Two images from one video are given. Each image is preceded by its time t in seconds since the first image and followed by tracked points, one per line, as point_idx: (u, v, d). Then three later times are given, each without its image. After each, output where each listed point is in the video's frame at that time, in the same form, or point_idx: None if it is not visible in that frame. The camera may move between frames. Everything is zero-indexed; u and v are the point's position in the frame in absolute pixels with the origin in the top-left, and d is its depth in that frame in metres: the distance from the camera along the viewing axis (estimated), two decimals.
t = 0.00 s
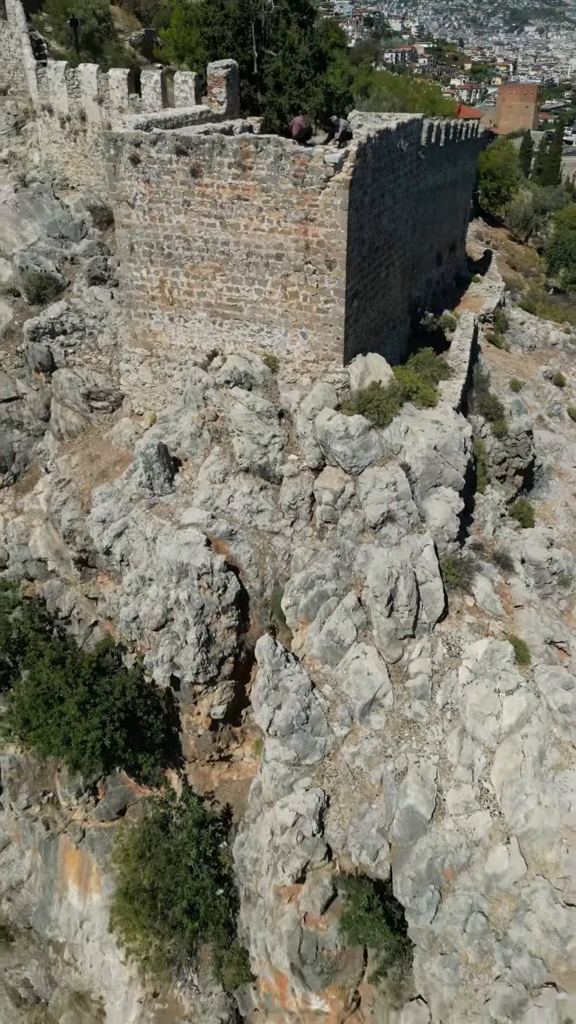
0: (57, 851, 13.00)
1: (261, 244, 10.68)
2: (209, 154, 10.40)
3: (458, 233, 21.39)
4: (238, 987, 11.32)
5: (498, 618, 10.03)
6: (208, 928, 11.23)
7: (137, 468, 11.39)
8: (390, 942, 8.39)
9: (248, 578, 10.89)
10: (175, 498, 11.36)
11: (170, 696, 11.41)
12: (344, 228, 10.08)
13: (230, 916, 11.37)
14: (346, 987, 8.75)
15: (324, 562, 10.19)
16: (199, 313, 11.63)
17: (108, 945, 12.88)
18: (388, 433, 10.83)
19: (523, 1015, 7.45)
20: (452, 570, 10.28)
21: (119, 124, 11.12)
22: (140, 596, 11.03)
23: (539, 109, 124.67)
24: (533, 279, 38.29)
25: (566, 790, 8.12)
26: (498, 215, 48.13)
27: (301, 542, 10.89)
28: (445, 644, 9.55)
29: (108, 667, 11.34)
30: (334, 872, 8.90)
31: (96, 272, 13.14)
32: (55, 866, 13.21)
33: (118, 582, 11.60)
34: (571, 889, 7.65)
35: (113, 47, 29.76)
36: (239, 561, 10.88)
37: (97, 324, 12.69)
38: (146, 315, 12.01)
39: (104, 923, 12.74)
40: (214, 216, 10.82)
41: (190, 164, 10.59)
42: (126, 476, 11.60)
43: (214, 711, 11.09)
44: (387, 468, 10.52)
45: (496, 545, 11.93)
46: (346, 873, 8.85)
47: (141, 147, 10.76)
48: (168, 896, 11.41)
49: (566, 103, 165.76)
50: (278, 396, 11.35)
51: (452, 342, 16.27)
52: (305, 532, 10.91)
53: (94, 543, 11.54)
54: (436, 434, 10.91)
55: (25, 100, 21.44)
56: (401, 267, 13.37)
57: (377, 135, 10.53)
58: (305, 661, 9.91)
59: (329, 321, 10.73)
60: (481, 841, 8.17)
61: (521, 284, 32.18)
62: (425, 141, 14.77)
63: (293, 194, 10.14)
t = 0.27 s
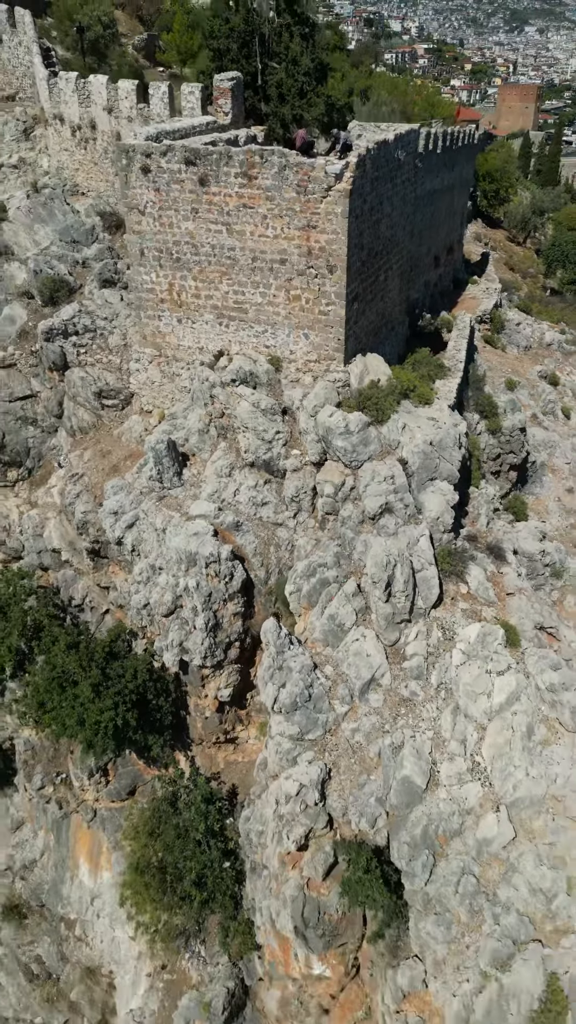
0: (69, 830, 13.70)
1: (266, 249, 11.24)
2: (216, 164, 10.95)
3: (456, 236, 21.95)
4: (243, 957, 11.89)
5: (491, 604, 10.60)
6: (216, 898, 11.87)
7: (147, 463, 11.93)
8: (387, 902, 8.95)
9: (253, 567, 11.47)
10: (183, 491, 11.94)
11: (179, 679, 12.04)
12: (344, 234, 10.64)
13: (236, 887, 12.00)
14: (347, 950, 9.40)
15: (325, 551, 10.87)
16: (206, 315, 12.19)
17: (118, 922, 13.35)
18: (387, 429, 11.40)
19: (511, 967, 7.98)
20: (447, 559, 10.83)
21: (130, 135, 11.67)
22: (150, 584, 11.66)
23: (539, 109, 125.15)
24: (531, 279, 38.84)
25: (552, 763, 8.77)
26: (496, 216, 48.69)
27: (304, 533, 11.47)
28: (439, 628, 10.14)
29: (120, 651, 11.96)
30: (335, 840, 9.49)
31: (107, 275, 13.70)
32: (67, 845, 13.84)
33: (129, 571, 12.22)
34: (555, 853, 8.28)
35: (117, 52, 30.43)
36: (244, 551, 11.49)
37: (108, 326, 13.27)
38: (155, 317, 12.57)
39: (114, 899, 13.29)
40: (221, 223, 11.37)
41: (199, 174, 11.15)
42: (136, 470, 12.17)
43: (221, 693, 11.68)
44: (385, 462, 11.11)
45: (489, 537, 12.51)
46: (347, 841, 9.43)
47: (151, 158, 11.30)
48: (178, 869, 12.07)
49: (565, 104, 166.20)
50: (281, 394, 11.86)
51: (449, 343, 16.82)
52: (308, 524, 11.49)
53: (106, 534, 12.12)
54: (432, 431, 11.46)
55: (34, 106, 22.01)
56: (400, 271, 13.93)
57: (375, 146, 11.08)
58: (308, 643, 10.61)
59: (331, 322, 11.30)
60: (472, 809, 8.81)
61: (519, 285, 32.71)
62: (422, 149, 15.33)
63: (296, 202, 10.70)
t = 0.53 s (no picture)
0: (81, 814, 14.35)
1: (270, 260, 11.86)
2: (224, 180, 11.57)
3: (453, 242, 22.56)
4: (248, 931, 12.59)
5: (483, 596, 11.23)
6: (223, 875, 12.58)
7: (158, 462, 12.58)
8: (385, 872, 9.65)
9: (258, 561, 12.17)
10: (192, 489, 12.60)
11: (188, 667, 12.81)
12: (345, 247, 11.27)
13: (241, 863, 12.79)
14: (347, 921, 9.95)
15: (326, 546, 11.52)
16: (213, 321, 12.82)
17: (128, 902, 13.89)
18: (385, 430, 12.00)
19: (499, 929, 8.71)
20: (442, 553, 11.43)
21: (141, 152, 12.29)
22: (161, 577, 12.33)
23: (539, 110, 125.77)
24: (528, 282, 39.47)
25: (539, 743, 9.43)
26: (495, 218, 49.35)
27: (306, 529, 12.07)
28: (433, 618, 10.77)
29: (132, 642, 12.72)
30: (336, 815, 10.19)
31: (118, 282, 14.31)
32: (79, 828, 14.48)
33: (140, 566, 12.90)
34: (540, 824, 8.98)
35: (122, 60, 31.19)
36: (250, 546, 12.18)
37: (119, 332, 13.89)
38: (164, 324, 13.19)
39: (125, 879, 13.84)
40: (228, 235, 11.99)
41: (207, 189, 11.77)
42: (147, 469, 12.81)
43: (228, 681, 12.34)
44: (383, 462, 11.78)
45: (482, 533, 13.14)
46: (346, 814, 10.12)
47: (162, 174, 11.93)
48: (187, 848, 12.67)
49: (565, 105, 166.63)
50: (284, 396, 12.47)
51: (445, 347, 17.45)
52: (310, 521, 12.11)
53: (119, 529, 12.77)
54: (428, 432, 12.08)
55: (42, 116, 22.68)
56: (397, 279, 14.56)
57: (374, 162, 11.70)
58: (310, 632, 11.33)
59: (332, 329, 11.92)
60: (464, 785, 9.47)
61: (516, 288, 33.34)
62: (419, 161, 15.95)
63: (299, 216, 11.32)
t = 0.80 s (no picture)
0: (92, 800, 15.08)
1: (274, 272, 12.50)
2: (231, 197, 12.22)
3: (450, 249, 23.22)
4: (253, 910, 13.47)
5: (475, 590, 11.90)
6: (229, 854, 13.29)
7: (167, 464, 13.26)
8: (382, 847, 10.37)
9: (262, 558, 12.83)
10: (199, 489, 13.30)
11: (195, 659, 13.46)
12: (344, 260, 11.93)
13: (246, 844, 13.53)
14: (347, 894, 10.71)
15: (327, 543, 12.20)
16: (219, 330, 13.47)
17: (137, 885, 14.45)
18: (383, 434, 12.70)
19: (488, 897, 9.38)
20: (437, 550, 12.09)
21: (152, 170, 12.98)
22: (170, 573, 12.97)
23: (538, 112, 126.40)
24: (525, 285, 40.15)
25: (526, 727, 10.19)
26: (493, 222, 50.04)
27: (308, 528, 12.76)
28: (428, 612, 11.47)
29: (142, 635, 13.39)
30: (336, 795, 10.92)
31: (128, 292, 15.01)
32: (90, 813, 15.22)
33: (150, 562, 13.57)
34: (526, 802, 9.72)
35: (127, 68, 31.97)
36: (255, 543, 12.84)
37: (129, 339, 14.53)
38: (173, 332, 13.84)
39: (135, 862, 14.53)
40: (234, 249, 12.64)
41: (214, 205, 12.44)
42: (157, 470, 13.48)
43: (233, 671, 13.04)
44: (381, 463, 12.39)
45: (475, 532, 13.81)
46: (346, 795, 10.85)
47: (171, 190, 12.60)
48: (195, 829, 13.37)
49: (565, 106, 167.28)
50: (288, 400, 13.16)
51: (441, 352, 18.11)
52: (312, 520, 12.79)
53: (130, 528, 13.44)
54: (423, 435, 12.74)
55: (51, 127, 23.38)
56: (395, 288, 15.22)
57: (372, 180, 12.36)
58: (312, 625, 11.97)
59: (333, 337, 12.58)
60: (456, 766, 10.21)
61: (513, 292, 33.99)
62: (416, 174, 16.60)
63: (302, 232, 11.98)
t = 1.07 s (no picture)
0: (103, 788, 15.83)
1: (277, 284, 13.15)
2: (236, 213, 12.90)
3: (447, 256, 23.88)
4: (257, 890, 14.23)
5: (469, 586, 12.60)
6: (234, 837, 13.99)
7: (176, 466, 13.97)
8: (379, 826, 11.00)
9: (266, 555, 13.48)
10: (206, 489, 13.97)
11: (202, 652, 14.12)
12: (344, 273, 12.60)
13: (251, 827, 14.24)
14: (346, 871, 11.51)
15: (328, 542, 12.87)
16: (225, 339, 14.13)
17: (146, 867, 15.21)
18: (381, 437, 13.31)
19: (479, 870, 10.26)
20: (432, 548, 12.79)
21: (161, 187, 13.65)
22: (178, 569, 13.62)
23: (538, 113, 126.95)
24: (522, 289, 40.81)
25: (515, 714, 11.03)
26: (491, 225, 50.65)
27: (310, 527, 13.44)
28: (423, 606, 12.13)
29: (151, 629, 14.04)
30: (336, 777, 11.60)
31: (137, 300, 15.55)
32: (100, 800, 15.98)
33: (159, 560, 14.26)
34: (515, 783, 10.61)
35: (131, 77, 32.67)
36: (259, 541, 13.50)
37: (138, 346, 15.17)
38: (181, 340, 14.51)
39: (144, 845, 15.23)
40: (240, 262, 13.30)
41: (221, 221, 13.11)
42: (165, 472, 14.19)
43: (239, 662, 13.77)
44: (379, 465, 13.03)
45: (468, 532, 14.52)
46: (346, 777, 11.51)
47: (180, 207, 13.29)
48: (201, 814, 14.02)
49: (564, 109, 167.90)
50: (290, 404, 13.82)
51: (438, 358, 18.78)
52: (313, 519, 13.47)
53: (140, 527, 14.12)
54: (419, 438, 13.38)
55: (59, 138, 24.02)
56: (393, 297, 15.87)
57: (371, 196, 13.03)
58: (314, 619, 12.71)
59: (333, 345, 13.24)
60: (449, 749, 10.96)
61: (510, 296, 34.65)
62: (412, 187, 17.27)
63: (304, 246, 12.65)
